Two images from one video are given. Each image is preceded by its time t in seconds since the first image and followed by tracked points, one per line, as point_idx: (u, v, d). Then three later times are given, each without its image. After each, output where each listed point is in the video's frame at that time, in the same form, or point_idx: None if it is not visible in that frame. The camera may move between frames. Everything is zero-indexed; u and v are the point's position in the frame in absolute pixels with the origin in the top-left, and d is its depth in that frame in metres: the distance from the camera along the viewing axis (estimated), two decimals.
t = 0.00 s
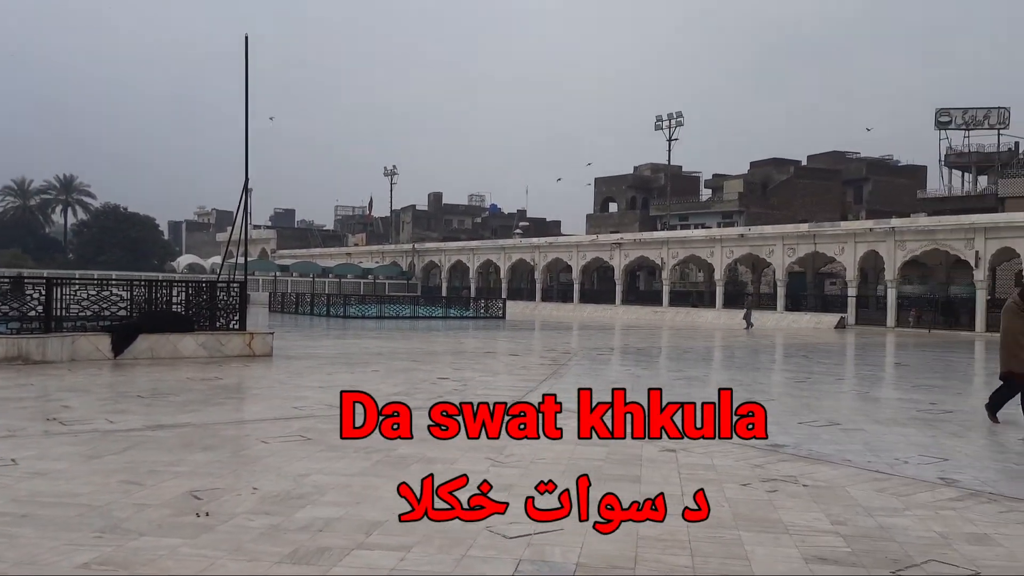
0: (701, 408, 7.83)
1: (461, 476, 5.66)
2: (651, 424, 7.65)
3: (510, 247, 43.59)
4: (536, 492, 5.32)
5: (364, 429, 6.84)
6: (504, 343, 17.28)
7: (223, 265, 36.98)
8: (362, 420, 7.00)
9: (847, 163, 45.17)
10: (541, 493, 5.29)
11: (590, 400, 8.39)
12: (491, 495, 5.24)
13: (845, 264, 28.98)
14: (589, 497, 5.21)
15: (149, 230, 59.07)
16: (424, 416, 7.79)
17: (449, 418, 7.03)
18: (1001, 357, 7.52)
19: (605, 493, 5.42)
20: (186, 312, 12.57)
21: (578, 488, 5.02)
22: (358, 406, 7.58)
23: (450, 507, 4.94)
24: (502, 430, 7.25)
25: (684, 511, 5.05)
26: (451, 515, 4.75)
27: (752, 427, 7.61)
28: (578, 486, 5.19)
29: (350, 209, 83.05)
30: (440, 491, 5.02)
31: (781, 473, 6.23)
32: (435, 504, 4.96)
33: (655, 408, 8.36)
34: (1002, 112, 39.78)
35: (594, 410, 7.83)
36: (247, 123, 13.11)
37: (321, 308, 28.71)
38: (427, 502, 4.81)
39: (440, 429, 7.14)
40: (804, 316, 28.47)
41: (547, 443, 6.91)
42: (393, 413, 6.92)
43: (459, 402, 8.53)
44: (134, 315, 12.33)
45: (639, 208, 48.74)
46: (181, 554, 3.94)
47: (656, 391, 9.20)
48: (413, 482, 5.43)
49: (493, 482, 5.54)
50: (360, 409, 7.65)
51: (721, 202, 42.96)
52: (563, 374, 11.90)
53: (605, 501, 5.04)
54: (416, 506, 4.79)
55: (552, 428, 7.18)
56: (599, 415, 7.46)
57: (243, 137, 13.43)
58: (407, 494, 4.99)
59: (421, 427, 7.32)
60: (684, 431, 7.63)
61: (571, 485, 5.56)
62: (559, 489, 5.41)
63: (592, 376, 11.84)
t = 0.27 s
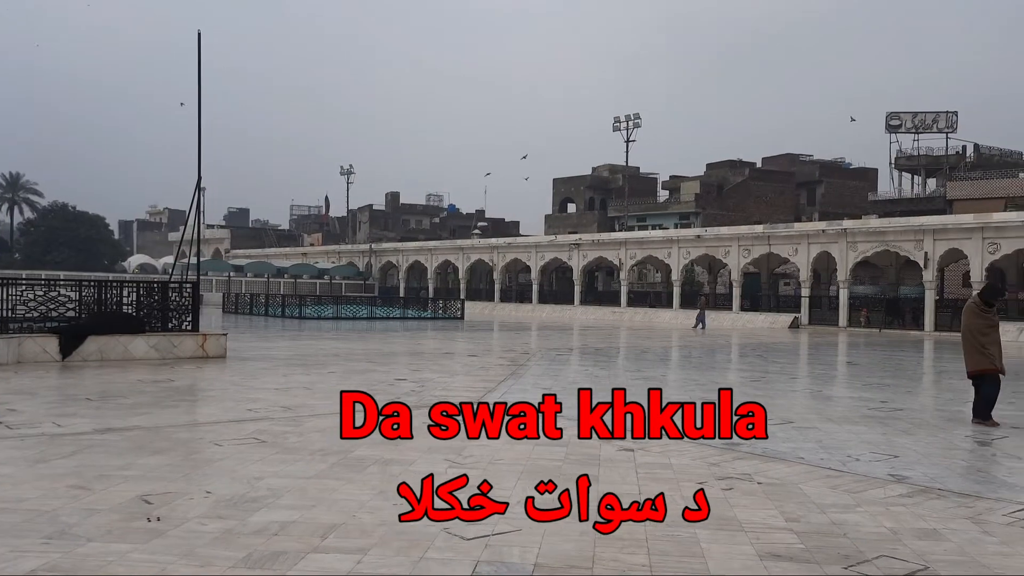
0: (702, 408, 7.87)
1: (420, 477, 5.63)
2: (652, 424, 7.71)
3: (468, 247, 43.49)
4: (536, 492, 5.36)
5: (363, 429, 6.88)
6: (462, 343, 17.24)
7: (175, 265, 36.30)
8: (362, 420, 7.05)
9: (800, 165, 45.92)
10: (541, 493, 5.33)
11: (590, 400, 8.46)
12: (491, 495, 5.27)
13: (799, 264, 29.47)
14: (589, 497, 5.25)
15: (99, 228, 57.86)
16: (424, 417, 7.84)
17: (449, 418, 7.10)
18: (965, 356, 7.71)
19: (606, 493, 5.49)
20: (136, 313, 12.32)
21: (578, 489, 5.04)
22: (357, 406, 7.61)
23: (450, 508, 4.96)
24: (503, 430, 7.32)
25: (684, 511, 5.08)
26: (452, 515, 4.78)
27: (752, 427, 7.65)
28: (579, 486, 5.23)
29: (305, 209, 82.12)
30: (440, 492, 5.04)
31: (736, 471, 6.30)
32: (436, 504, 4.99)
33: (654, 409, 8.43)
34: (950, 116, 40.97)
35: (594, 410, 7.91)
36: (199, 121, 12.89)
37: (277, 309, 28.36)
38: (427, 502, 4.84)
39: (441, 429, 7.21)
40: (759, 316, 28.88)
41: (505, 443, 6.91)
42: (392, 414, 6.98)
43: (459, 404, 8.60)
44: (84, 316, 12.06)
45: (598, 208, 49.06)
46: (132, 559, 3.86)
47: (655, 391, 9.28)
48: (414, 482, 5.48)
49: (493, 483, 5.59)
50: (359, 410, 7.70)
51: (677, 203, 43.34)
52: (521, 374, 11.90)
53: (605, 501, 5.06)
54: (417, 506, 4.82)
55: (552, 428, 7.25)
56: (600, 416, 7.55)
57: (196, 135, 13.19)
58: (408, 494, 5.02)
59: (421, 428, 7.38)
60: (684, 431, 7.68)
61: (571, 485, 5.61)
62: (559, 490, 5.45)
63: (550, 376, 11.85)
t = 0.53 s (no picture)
0: (702, 408, 7.84)
1: (373, 479, 5.56)
2: (652, 424, 7.76)
3: (420, 246, 43.27)
4: (537, 492, 5.39)
5: (364, 429, 6.94)
6: (415, 343, 17.14)
7: (119, 264, 35.32)
8: (362, 420, 7.12)
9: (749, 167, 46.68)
10: (541, 493, 5.36)
11: (590, 399, 8.53)
12: (492, 495, 5.30)
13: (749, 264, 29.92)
14: (590, 497, 5.26)
15: (39, 227, 56.24)
16: (425, 417, 7.91)
17: (449, 418, 7.16)
18: (924, 357, 7.87)
19: (605, 493, 5.51)
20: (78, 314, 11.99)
21: (578, 488, 5.06)
22: (358, 407, 7.66)
23: (450, 507, 4.97)
24: (504, 430, 7.40)
25: (684, 511, 5.08)
26: (451, 515, 4.80)
27: (752, 427, 7.58)
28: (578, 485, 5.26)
29: (254, 207, 80.89)
30: (440, 492, 5.05)
31: (687, 468, 6.36)
32: (436, 504, 5.00)
33: (654, 408, 8.49)
34: (894, 119, 41.95)
35: (594, 410, 7.96)
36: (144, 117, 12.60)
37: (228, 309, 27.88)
38: (427, 502, 4.85)
39: (441, 429, 7.28)
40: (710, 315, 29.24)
41: (459, 444, 6.88)
42: (392, 413, 7.03)
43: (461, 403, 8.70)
44: (23, 317, 11.71)
45: (551, 208, 49.23)
46: (73, 566, 3.74)
47: (654, 392, 9.36)
48: (414, 482, 5.52)
49: (494, 482, 5.63)
50: (361, 410, 7.74)
51: (630, 203, 43.65)
52: (474, 374, 11.84)
53: (606, 501, 5.06)
54: (416, 506, 4.83)
55: (552, 428, 7.29)
56: (599, 415, 7.63)
57: (142, 131, 12.89)
58: (408, 494, 5.04)
59: (422, 428, 7.46)
60: (683, 431, 7.71)
61: (571, 485, 5.65)
62: (559, 489, 5.48)
63: (504, 376, 11.83)
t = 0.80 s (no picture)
0: (702, 408, 7.80)
1: (332, 480, 5.50)
2: (651, 424, 7.76)
3: (379, 245, 43.02)
4: (537, 492, 5.41)
5: (363, 429, 6.97)
6: (374, 343, 17.02)
7: (70, 264, 34.51)
8: (362, 420, 7.14)
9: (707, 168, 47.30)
10: (541, 493, 5.38)
11: (590, 400, 8.56)
12: (492, 495, 5.31)
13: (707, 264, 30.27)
14: (590, 498, 5.27)
15: None
16: (426, 417, 7.94)
17: (449, 418, 7.18)
18: (893, 355, 8.02)
19: (606, 493, 5.52)
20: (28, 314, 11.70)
21: (578, 489, 5.07)
22: (358, 407, 7.67)
23: (450, 507, 4.99)
24: (504, 430, 7.43)
25: (684, 511, 5.09)
26: (451, 515, 4.82)
27: (751, 427, 7.57)
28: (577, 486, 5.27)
29: (210, 205, 79.68)
30: (440, 492, 5.07)
31: (648, 467, 6.40)
32: (437, 504, 5.02)
33: (654, 408, 8.49)
34: (848, 121, 42.75)
35: (594, 411, 7.99)
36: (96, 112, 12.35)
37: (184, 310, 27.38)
38: (427, 502, 4.88)
39: (441, 429, 7.28)
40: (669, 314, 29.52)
41: (420, 444, 6.85)
42: (393, 413, 7.06)
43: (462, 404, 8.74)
44: None
45: (511, 207, 49.29)
46: (23, 572, 3.64)
47: (654, 391, 9.39)
48: (414, 483, 5.55)
49: (494, 482, 5.66)
50: (360, 410, 7.75)
51: (590, 203, 43.86)
52: (435, 374, 11.80)
53: (606, 501, 5.07)
54: (417, 506, 4.86)
55: (552, 428, 7.32)
56: (599, 416, 7.66)
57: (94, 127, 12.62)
58: (408, 494, 5.06)
59: (422, 428, 7.48)
60: (684, 431, 7.72)
61: (572, 485, 5.66)
62: (559, 490, 5.50)
63: (465, 375, 11.81)
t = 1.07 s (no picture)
0: (703, 408, 7.73)
1: (284, 481, 5.42)
2: (652, 424, 7.70)
3: (332, 243, 42.60)
4: (537, 492, 5.40)
5: (363, 429, 6.99)
6: (328, 342, 16.83)
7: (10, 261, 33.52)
8: (361, 420, 7.16)
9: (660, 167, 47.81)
10: (541, 493, 5.37)
11: (590, 400, 8.55)
12: (492, 495, 5.30)
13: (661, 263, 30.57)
14: (590, 497, 5.27)
15: None
16: (425, 418, 7.95)
17: (448, 418, 7.19)
18: (854, 353, 8.20)
19: (607, 493, 5.49)
20: None
21: (578, 489, 5.07)
22: (357, 406, 7.66)
23: (450, 507, 5.00)
24: (503, 430, 7.42)
25: (685, 511, 5.06)
26: (452, 515, 4.83)
27: (753, 428, 7.49)
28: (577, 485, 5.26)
29: (158, 202, 78.11)
30: (440, 492, 5.08)
31: (603, 464, 6.43)
32: (436, 504, 5.03)
33: (655, 409, 8.42)
34: (799, 122, 43.50)
35: (594, 410, 7.96)
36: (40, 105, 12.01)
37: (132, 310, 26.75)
38: (427, 502, 4.89)
39: (441, 429, 7.26)
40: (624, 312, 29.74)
41: (374, 444, 6.79)
42: (392, 413, 7.07)
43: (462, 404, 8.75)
44: None
45: (466, 205, 49.17)
46: None
47: (655, 392, 9.34)
48: (414, 482, 5.57)
49: (494, 483, 5.66)
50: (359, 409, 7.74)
51: (545, 202, 43.91)
52: (389, 373, 11.70)
53: (606, 501, 5.07)
54: (417, 506, 4.87)
55: (552, 428, 7.34)
56: (599, 415, 7.62)
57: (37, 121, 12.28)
58: (408, 494, 5.07)
59: (422, 429, 7.49)
60: (684, 430, 7.66)
61: (572, 485, 5.64)
62: (559, 490, 5.48)
63: (419, 374, 11.73)
